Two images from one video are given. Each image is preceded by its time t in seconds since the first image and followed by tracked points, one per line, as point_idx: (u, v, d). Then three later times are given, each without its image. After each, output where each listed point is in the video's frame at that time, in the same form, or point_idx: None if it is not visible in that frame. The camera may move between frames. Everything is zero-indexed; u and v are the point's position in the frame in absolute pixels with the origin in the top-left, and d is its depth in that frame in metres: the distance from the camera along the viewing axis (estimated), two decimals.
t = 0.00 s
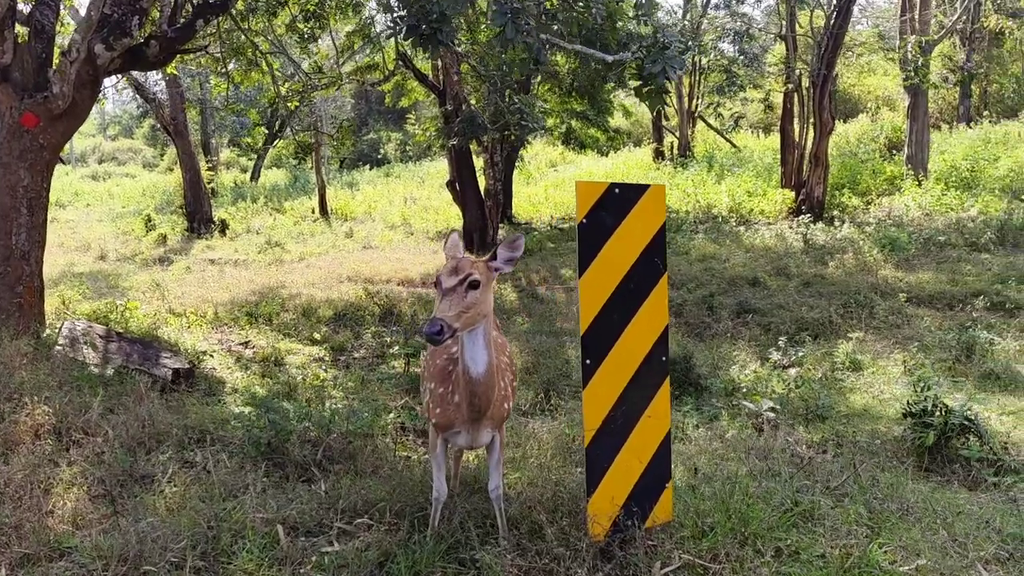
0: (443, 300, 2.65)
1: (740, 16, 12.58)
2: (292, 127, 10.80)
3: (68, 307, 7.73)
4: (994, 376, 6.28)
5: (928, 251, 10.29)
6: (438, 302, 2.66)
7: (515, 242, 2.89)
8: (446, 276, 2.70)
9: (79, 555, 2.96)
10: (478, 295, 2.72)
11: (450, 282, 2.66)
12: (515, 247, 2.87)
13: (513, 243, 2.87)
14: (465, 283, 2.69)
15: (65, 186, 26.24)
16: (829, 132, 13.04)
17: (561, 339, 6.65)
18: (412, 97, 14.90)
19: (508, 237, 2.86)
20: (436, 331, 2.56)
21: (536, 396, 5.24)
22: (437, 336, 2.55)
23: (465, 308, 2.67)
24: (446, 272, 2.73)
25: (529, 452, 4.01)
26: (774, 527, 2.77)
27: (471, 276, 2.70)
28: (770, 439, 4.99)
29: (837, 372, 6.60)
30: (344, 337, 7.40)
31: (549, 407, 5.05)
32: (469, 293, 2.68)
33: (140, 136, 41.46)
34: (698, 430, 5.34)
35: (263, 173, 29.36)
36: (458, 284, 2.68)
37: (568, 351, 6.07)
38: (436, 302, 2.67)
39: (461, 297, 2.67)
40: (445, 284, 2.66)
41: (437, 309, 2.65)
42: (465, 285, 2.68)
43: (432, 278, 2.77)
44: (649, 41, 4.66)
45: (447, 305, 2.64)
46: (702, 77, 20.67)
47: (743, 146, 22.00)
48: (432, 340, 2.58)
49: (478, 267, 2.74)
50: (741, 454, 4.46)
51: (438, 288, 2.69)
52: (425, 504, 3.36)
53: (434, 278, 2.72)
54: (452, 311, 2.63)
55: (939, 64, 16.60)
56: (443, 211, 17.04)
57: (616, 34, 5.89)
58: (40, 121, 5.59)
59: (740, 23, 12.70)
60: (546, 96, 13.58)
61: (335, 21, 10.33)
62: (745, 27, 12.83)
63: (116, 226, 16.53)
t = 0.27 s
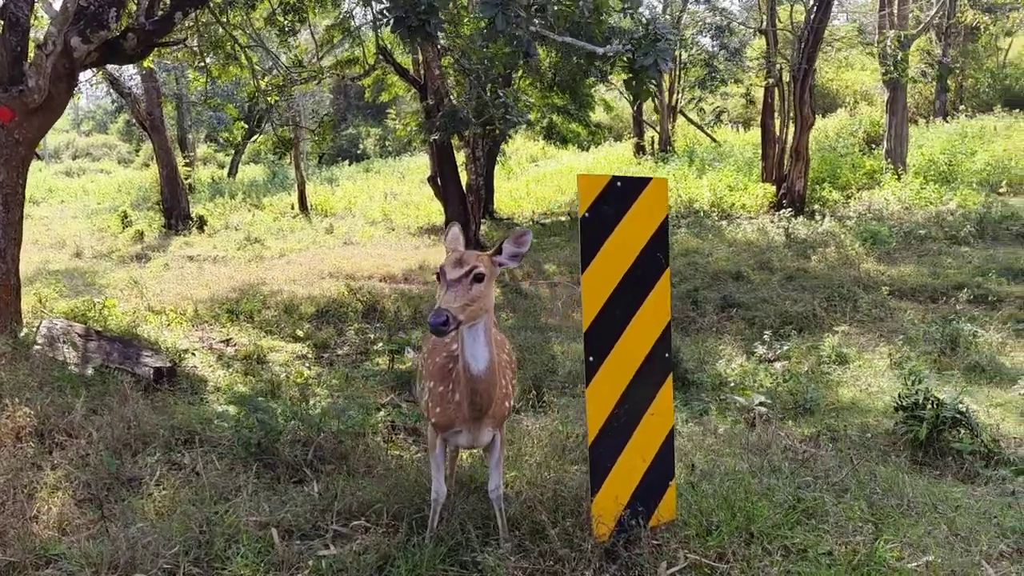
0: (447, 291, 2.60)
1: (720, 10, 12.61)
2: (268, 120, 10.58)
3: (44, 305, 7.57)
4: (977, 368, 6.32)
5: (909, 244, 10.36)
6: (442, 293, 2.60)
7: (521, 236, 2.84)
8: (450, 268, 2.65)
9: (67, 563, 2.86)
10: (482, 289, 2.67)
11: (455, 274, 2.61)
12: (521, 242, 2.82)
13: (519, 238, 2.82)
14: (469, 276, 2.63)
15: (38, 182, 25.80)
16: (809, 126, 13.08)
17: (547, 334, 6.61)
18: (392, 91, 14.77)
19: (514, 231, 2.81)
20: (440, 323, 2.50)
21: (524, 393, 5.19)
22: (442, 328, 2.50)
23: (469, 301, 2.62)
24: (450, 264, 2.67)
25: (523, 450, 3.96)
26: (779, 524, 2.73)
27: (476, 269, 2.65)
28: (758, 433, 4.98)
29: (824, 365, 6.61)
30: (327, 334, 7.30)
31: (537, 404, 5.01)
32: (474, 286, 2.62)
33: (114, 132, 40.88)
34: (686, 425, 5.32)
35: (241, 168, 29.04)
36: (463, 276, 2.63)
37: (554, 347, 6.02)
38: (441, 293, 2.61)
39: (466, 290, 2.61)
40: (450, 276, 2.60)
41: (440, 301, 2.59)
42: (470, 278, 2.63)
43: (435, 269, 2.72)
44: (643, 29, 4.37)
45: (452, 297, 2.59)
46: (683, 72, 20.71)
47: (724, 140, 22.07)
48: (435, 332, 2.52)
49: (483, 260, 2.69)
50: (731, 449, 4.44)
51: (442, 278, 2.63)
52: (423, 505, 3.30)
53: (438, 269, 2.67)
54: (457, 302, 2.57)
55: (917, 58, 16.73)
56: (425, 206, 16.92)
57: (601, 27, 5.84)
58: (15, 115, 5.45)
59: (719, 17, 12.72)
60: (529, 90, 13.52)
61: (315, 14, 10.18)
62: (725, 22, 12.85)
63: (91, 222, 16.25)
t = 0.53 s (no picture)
0: (451, 284, 2.56)
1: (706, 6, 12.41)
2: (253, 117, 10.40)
3: (28, 303, 7.46)
4: (966, 361, 6.35)
5: (897, 239, 10.39)
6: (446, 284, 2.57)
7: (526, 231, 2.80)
8: (454, 260, 2.61)
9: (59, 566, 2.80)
10: (486, 283, 2.63)
11: (460, 266, 2.57)
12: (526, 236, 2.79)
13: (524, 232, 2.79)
14: (474, 269, 2.60)
15: (21, 178, 25.52)
16: (797, 121, 13.09)
17: (537, 330, 6.57)
18: (380, 86, 14.67)
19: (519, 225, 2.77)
20: (445, 314, 2.47)
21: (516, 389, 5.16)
22: (447, 320, 2.46)
23: (474, 294, 2.58)
24: (454, 257, 2.64)
25: (520, 447, 3.92)
26: (784, 522, 2.71)
27: (481, 262, 2.61)
28: (752, 429, 4.96)
29: (816, 360, 6.61)
30: (316, 330, 7.24)
31: (529, 401, 4.97)
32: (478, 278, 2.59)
33: (98, 127, 40.49)
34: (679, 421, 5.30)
35: (226, 164, 28.83)
36: (467, 268, 2.59)
37: (546, 343, 5.99)
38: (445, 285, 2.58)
39: (470, 282, 2.58)
40: (455, 268, 2.57)
41: (444, 292, 2.56)
42: (474, 271, 2.60)
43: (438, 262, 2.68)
44: (639, 19, 4.10)
45: (456, 289, 2.55)
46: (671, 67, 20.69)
47: (711, 135, 22.09)
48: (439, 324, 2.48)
49: (487, 254, 2.66)
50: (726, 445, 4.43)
51: (447, 270, 2.60)
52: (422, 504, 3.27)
53: (442, 261, 2.63)
54: (461, 294, 2.54)
55: (903, 53, 16.79)
56: (413, 202, 16.84)
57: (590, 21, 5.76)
58: None
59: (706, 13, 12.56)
60: (517, 85, 13.45)
61: (302, 8, 10.07)
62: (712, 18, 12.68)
63: (76, 219, 16.08)
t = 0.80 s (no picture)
0: (455, 274, 2.51)
1: None
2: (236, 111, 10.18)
3: (12, 300, 7.35)
4: (956, 355, 6.37)
5: (885, 233, 10.42)
6: (451, 274, 2.52)
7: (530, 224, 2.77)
8: (458, 251, 2.56)
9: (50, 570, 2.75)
10: (491, 275, 2.59)
11: (465, 256, 2.52)
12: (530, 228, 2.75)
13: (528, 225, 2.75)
14: (479, 260, 2.56)
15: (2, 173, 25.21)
16: (785, 115, 13.10)
17: (528, 326, 6.54)
18: (367, 80, 14.56)
19: (523, 217, 2.73)
20: (452, 303, 2.41)
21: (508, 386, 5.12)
22: (454, 308, 2.40)
23: (478, 285, 2.53)
24: (457, 247, 2.59)
25: (517, 444, 3.89)
26: (787, 519, 2.68)
27: (485, 254, 2.57)
28: (745, 423, 4.95)
29: (807, 354, 6.61)
30: (305, 326, 7.17)
31: (521, 397, 4.94)
32: (483, 270, 2.55)
33: (80, 121, 40.09)
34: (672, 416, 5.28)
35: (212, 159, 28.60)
36: (472, 260, 2.54)
37: (537, 339, 5.95)
38: (450, 275, 2.53)
39: (475, 274, 2.53)
40: (460, 258, 2.52)
41: (450, 282, 2.51)
42: (479, 262, 2.55)
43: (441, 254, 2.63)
44: (634, 9, 4.04)
45: (462, 279, 2.51)
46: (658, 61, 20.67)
47: (699, 129, 22.10)
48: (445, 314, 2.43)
49: (491, 246, 2.61)
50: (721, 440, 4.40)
51: (451, 261, 2.54)
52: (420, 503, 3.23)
53: (446, 251, 2.58)
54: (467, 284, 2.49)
55: (889, 47, 16.85)
56: (400, 197, 16.74)
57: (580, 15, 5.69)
58: None
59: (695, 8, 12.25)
60: (507, 79, 13.39)
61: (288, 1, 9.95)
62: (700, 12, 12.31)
63: (59, 215, 15.90)
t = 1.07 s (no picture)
0: (462, 259, 2.43)
1: None
2: (214, 101, 10.00)
3: None
4: (938, 345, 6.41)
5: (867, 223, 10.48)
6: (458, 259, 2.44)
7: (533, 209, 2.70)
8: (463, 236, 2.48)
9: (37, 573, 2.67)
10: (497, 261, 2.52)
11: (470, 241, 2.45)
12: (533, 214, 2.68)
13: (531, 210, 2.69)
14: (485, 246, 2.48)
15: None
16: (767, 106, 13.12)
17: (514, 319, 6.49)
18: (347, 70, 14.40)
19: (527, 203, 2.67)
20: (462, 288, 2.36)
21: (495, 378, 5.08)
22: (464, 294, 2.33)
23: (484, 271, 2.46)
24: (462, 232, 2.51)
25: (509, 437, 3.85)
26: (790, 512, 2.65)
27: (491, 239, 2.50)
28: (733, 414, 4.94)
29: (793, 344, 6.62)
30: (287, 319, 7.07)
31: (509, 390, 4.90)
32: (489, 255, 2.47)
33: (53, 112, 39.43)
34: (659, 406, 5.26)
35: (188, 149, 28.23)
36: (478, 245, 2.47)
37: (522, 331, 5.91)
38: (456, 260, 2.44)
39: (482, 259, 2.46)
40: (466, 242, 2.44)
41: (457, 267, 2.42)
42: (485, 247, 2.48)
43: (444, 238, 2.54)
44: None
45: (469, 264, 2.43)
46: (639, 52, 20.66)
47: (680, 120, 22.12)
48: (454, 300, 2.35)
49: (496, 231, 2.54)
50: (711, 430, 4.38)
51: (456, 245, 2.46)
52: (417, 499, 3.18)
53: (450, 235, 2.50)
54: (475, 269, 2.41)
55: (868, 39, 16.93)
56: (381, 188, 16.61)
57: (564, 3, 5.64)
58: None
59: None
60: (489, 69, 13.29)
61: None
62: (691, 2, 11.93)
63: (32, 206, 15.60)
